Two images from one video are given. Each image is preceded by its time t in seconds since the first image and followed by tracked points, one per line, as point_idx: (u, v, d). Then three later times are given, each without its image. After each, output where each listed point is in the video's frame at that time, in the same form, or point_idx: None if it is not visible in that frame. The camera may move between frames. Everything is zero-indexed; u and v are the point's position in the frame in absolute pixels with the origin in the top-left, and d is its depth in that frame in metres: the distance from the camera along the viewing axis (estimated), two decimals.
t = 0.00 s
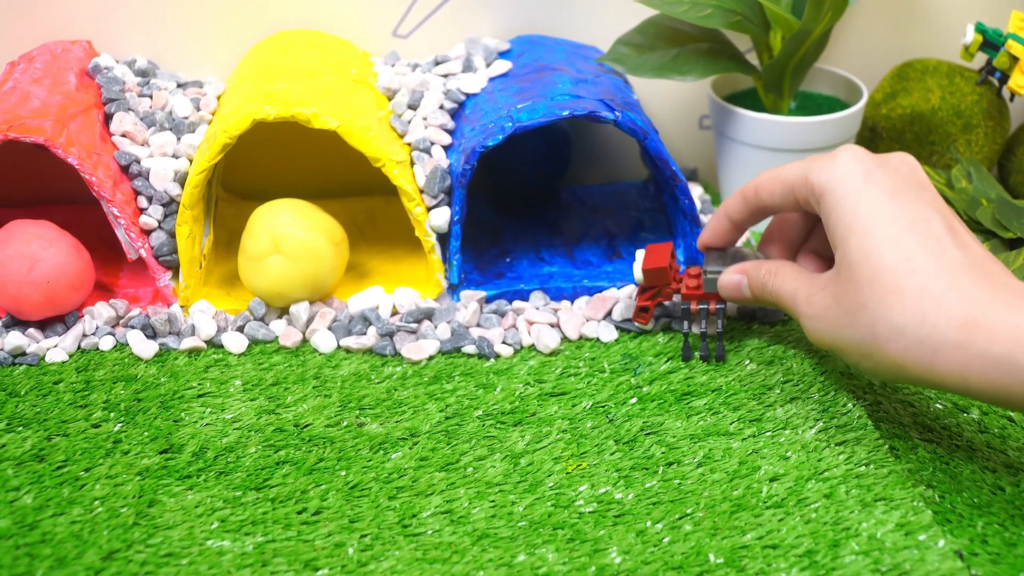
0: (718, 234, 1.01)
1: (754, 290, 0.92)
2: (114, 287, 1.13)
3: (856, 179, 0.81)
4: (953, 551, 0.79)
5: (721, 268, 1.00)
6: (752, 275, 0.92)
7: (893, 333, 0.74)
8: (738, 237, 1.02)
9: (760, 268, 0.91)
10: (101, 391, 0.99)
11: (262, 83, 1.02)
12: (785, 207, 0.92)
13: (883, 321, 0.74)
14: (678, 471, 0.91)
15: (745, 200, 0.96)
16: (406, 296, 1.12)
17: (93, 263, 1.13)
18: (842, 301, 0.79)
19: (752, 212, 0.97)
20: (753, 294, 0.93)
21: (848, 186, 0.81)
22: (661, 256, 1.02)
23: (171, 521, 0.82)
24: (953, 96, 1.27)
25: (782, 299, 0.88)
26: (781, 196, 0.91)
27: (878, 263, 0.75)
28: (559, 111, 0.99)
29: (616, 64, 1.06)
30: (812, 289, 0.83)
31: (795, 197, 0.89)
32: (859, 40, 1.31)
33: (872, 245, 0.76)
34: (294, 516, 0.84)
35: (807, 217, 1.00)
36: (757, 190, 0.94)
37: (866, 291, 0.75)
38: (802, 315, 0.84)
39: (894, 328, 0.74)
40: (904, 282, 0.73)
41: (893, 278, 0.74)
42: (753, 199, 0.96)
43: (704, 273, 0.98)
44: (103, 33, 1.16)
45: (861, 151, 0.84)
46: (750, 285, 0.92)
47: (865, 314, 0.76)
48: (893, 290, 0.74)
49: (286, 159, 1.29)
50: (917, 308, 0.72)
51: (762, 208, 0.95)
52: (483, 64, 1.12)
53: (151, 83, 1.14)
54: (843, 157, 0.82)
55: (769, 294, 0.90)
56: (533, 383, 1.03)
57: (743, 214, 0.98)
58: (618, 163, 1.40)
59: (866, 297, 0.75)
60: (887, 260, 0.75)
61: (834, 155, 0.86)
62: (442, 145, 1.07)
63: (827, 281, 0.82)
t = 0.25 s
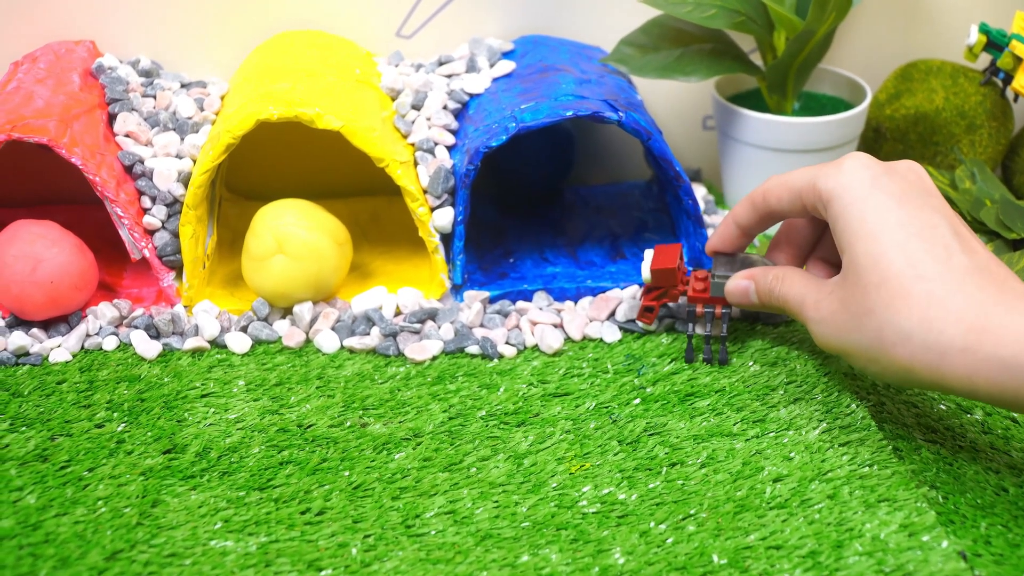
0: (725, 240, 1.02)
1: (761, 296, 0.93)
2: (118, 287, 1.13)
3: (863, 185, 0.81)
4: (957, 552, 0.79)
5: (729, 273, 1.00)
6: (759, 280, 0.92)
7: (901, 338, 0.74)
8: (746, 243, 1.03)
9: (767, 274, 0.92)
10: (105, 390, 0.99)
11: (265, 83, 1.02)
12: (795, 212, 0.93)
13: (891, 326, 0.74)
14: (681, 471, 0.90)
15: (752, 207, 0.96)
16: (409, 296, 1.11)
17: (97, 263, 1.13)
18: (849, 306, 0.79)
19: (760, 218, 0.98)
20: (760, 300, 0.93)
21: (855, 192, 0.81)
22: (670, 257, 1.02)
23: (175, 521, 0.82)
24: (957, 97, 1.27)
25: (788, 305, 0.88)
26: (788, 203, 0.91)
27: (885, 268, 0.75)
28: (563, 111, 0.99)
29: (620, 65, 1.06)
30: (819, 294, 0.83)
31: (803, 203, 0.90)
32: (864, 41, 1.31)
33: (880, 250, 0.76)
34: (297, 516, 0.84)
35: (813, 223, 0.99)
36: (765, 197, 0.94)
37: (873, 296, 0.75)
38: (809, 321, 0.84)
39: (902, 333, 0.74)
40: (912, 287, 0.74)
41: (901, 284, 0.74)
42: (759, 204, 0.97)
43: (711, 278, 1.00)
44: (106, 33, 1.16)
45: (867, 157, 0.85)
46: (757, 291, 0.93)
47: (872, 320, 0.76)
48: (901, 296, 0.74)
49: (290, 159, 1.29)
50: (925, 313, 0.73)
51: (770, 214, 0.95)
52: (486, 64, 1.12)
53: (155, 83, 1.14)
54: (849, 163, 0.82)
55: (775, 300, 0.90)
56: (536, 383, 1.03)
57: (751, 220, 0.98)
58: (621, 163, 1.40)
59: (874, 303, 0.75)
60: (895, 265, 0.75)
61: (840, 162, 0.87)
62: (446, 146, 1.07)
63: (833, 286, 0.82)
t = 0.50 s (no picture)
0: (733, 243, 1.03)
1: (769, 297, 0.94)
2: (126, 286, 1.13)
3: (880, 182, 0.82)
4: (964, 555, 0.79)
5: (736, 274, 1.00)
6: (768, 280, 0.93)
7: (915, 334, 0.75)
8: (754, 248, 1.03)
9: (777, 274, 0.92)
10: (113, 389, 0.99)
11: (273, 83, 1.02)
12: (808, 214, 0.94)
13: (905, 322, 0.75)
14: (689, 473, 0.90)
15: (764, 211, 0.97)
16: (417, 296, 1.11)
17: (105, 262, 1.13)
18: (863, 302, 0.80)
19: (770, 223, 0.98)
20: (768, 302, 0.94)
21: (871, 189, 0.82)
22: (680, 258, 1.02)
23: (183, 521, 0.82)
24: (965, 99, 1.27)
25: (801, 302, 0.89)
26: (804, 201, 0.92)
27: (900, 264, 0.76)
28: (571, 112, 0.98)
29: (628, 65, 1.06)
30: (831, 290, 0.85)
31: (817, 202, 0.91)
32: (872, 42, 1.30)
33: (895, 246, 0.77)
34: (305, 516, 0.84)
35: (823, 225, 1.02)
36: (777, 198, 0.95)
37: (888, 292, 0.76)
38: (822, 317, 0.85)
39: (917, 329, 0.75)
40: (927, 283, 0.75)
41: (916, 280, 0.75)
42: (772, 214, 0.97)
43: (719, 278, 1.00)
44: (113, 31, 1.16)
45: (885, 155, 0.86)
46: (765, 291, 0.94)
47: (887, 315, 0.77)
48: (916, 292, 0.75)
49: (298, 159, 1.29)
50: (939, 310, 0.73)
51: (781, 218, 0.96)
52: (495, 65, 1.12)
53: (163, 83, 1.14)
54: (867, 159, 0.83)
55: (786, 299, 0.91)
56: (544, 384, 1.03)
57: (760, 227, 0.99)
58: (629, 164, 1.40)
59: (889, 299, 0.76)
60: (909, 261, 0.76)
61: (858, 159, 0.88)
62: (454, 146, 1.07)
63: (848, 282, 0.83)
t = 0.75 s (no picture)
0: (746, 242, 1.02)
1: (782, 296, 0.93)
2: (139, 285, 1.13)
3: (892, 178, 0.82)
4: (978, 556, 0.79)
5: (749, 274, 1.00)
6: (781, 279, 0.92)
7: (929, 330, 0.74)
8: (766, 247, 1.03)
9: (790, 272, 0.92)
10: (126, 388, 0.99)
11: (287, 83, 1.02)
12: (820, 209, 0.93)
13: (919, 318, 0.75)
14: (702, 473, 0.90)
15: (776, 210, 0.97)
16: (430, 296, 1.11)
17: (119, 261, 1.13)
18: (877, 299, 0.80)
19: (783, 222, 0.98)
20: (782, 300, 0.93)
21: (884, 185, 0.82)
22: (692, 258, 1.02)
23: (196, 520, 0.82)
24: (979, 100, 1.27)
25: (815, 301, 0.88)
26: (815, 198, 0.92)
27: (913, 261, 0.76)
28: (584, 113, 0.98)
29: (641, 66, 1.05)
30: (844, 288, 0.84)
31: (829, 198, 0.90)
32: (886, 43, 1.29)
33: (908, 242, 0.77)
34: (318, 516, 0.84)
35: (836, 223, 1.01)
36: (788, 195, 0.95)
37: (902, 288, 0.76)
38: (836, 315, 0.85)
39: (930, 325, 0.74)
40: (941, 279, 0.74)
41: (929, 276, 0.75)
42: (784, 209, 0.97)
43: (732, 277, 1.00)
44: (125, 31, 1.16)
45: (898, 151, 0.85)
46: (778, 290, 0.93)
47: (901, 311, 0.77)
48: (929, 287, 0.74)
49: (311, 159, 1.29)
50: (953, 306, 0.73)
51: (794, 216, 0.96)
52: (508, 64, 1.12)
53: (176, 82, 1.14)
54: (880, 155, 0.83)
55: (799, 297, 0.90)
56: (557, 384, 1.03)
57: (773, 227, 0.98)
58: (641, 164, 1.40)
59: (902, 295, 0.76)
60: (922, 257, 0.75)
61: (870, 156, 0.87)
62: (467, 146, 1.07)
63: (861, 279, 0.82)
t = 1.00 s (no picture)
0: (756, 244, 1.02)
1: (794, 299, 0.93)
2: (149, 285, 1.13)
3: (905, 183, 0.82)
4: (987, 557, 0.79)
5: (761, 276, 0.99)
6: (792, 282, 0.92)
7: (940, 333, 0.74)
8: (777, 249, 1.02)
9: (801, 275, 0.92)
10: (136, 388, 0.99)
11: (298, 83, 1.02)
12: (832, 212, 0.93)
13: (930, 322, 0.75)
14: (712, 474, 0.90)
15: (788, 212, 0.96)
16: (440, 296, 1.11)
17: (129, 261, 1.13)
18: (889, 303, 0.80)
19: (794, 224, 0.98)
20: (793, 304, 0.93)
21: (897, 190, 0.82)
22: (704, 259, 1.01)
23: (206, 520, 0.82)
24: (989, 101, 1.27)
25: (826, 305, 0.88)
26: (827, 202, 0.92)
27: (925, 264, 0.76)
28: (595, 113, 0.98)
29: (651, 66, 1.05)
30: (856, 292, 0.84)
31: (841, 201, 0.90)
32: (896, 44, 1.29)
33: (921, 246, 0.77)
34: (328, 516, 0.84)
35: (847, 226, 1.00)
36: (800, 198, 0.95)
37: (913, 292, 0.76)
38: (847, 318, 0.85)
39: (942, 328, 0.74)
40: (952, 283, 0.74)
41: (941, 279, 0.75)
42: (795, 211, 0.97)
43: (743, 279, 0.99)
44: (135, 30, 1.16)
45: (910, 157, 0.86)
46: (791, 294, 0.92)
47: (912, 315, 0.77)
48: (941, 292, 0.75)
49: (321, 159, 1.29)
50: (965, 309, 0.73)
51: (805, 218, 0.95)
52: (519, 64, 1.12)
53: (187, 82, 1.14)
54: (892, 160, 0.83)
55: (810, 301, 0.90)
56: (567, 385, 1.02)
57: (785, 230, 0.98)
58: (651, 164, 1.40)
59: (913, 299, 0.76)
60: (934, 261, 0.76)
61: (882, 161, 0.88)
62: (477, 146, 1.07)
63: (872, 282, 0.82)
